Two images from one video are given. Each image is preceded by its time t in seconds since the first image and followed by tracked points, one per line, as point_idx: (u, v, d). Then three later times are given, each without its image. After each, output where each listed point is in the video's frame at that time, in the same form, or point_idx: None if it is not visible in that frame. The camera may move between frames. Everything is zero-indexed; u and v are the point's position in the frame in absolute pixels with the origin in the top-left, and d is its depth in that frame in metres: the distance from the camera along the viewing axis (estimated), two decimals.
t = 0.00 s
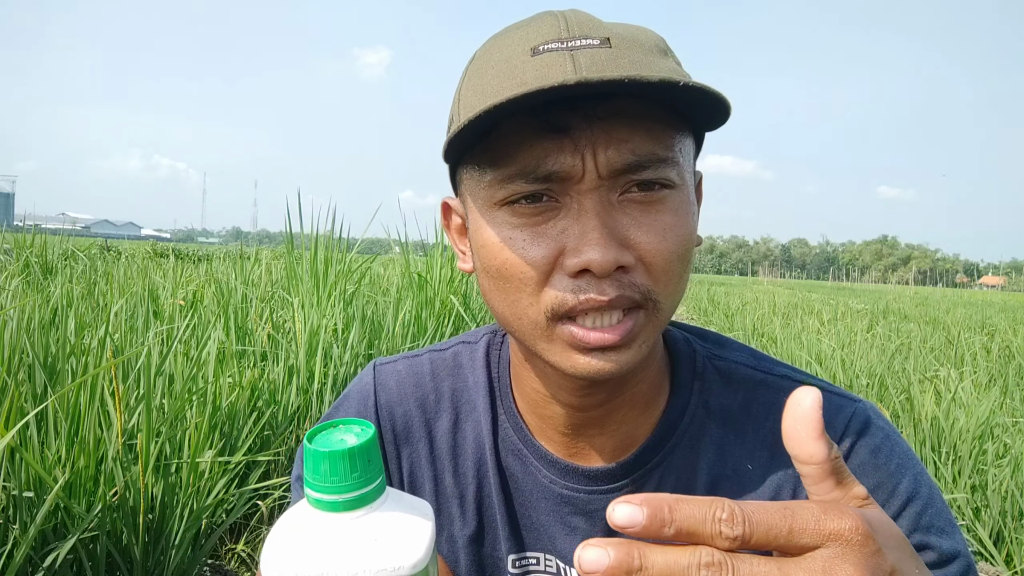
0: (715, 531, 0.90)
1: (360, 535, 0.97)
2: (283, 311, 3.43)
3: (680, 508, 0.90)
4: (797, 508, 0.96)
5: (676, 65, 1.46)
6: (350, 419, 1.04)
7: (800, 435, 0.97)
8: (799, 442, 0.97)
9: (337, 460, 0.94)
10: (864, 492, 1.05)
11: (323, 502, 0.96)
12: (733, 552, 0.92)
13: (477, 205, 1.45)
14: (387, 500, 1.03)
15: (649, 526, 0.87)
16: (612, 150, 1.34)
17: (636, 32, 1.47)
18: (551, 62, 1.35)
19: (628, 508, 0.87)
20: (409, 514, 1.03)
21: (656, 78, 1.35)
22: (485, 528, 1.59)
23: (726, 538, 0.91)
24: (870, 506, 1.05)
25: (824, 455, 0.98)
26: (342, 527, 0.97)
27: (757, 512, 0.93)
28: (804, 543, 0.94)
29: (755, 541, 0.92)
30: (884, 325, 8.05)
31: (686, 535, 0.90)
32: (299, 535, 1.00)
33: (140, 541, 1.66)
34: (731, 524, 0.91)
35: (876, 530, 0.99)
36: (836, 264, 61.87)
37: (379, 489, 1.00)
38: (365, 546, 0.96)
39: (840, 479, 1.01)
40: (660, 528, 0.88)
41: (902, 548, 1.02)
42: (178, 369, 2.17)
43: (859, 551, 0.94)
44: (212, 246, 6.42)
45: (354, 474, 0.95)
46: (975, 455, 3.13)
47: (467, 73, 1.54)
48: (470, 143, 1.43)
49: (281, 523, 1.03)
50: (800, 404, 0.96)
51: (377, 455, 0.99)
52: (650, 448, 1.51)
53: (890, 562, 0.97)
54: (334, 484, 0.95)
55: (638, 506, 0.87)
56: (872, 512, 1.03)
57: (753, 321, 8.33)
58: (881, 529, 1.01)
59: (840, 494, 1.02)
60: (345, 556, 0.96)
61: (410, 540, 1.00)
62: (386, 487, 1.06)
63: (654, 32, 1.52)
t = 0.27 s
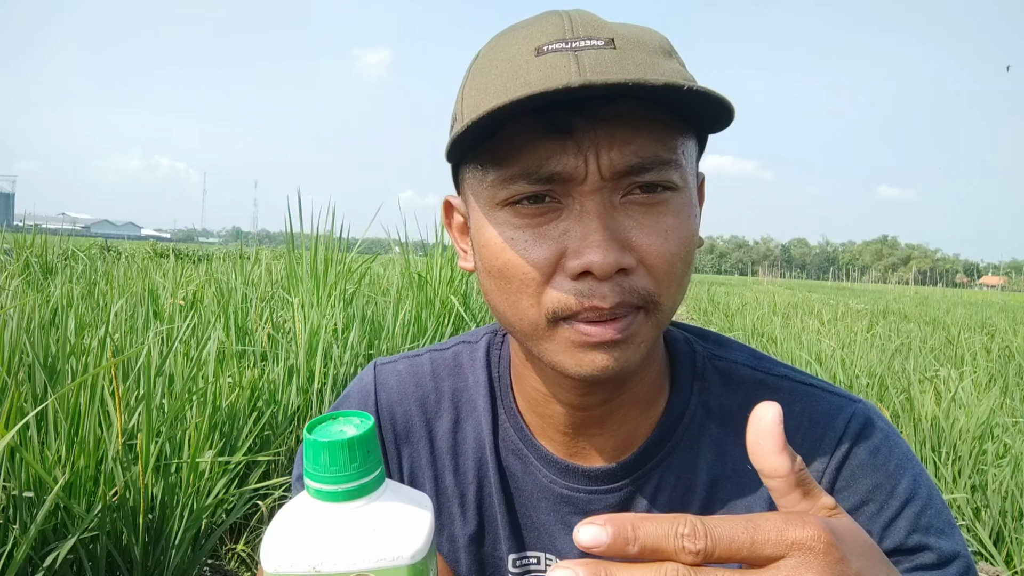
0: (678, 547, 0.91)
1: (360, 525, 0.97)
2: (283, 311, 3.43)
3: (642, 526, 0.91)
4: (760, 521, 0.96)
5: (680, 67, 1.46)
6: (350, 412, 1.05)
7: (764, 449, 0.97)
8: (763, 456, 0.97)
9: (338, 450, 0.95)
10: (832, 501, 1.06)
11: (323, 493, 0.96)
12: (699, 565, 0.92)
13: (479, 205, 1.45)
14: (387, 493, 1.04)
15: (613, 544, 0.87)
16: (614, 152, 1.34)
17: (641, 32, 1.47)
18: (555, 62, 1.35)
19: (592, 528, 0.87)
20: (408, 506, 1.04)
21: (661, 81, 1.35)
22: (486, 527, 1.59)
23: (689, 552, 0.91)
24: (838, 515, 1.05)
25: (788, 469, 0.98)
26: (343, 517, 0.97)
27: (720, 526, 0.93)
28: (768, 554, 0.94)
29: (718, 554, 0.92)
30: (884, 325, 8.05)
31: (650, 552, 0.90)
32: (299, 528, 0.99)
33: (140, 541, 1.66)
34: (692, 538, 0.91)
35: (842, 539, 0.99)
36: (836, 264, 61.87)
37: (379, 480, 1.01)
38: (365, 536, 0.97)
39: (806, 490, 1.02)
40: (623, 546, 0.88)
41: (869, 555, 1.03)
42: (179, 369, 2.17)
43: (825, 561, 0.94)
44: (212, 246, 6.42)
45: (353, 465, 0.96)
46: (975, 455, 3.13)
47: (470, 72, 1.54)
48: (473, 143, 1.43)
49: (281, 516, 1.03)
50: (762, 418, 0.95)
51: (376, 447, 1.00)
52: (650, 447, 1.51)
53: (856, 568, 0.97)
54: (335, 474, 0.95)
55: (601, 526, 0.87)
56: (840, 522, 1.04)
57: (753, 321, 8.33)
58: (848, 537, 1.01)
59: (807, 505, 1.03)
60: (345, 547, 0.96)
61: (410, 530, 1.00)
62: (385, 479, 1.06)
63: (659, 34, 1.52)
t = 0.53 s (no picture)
0: (681, 524, 0.91)
1: (358, 515, 0.98)
2: (283, 312, 3.43)
3: (646, 502, 0.91)
4: (764, 504, 0.96)
5: (689, 72, 1.46)
6: (351, 404, 1.06)
7: (768, 437, 0.98)
8: (767, 443, 0.98)
9: (337, 440, 0.96)
10: (835, 492, 1.05)
11: (322, 483, 0.97)
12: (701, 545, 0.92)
13: (485, 202, 1.44)
14: (385, 484, 1.04)
15: (617, 519, 0.88)
16: (624, 152, 1.33)
17: (650, 36, 1.47)
18: (566, 64, 1.35)
19: (595, 501, 0.88)
20: (407, 497, 1.04)
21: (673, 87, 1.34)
22: (486, 528, 1.59)
23: (691, 530, 0.91)
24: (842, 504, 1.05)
25: (792, 456, 0.99)
26: (341, 507, 0.98)
27: (724, 509, 0.93)
28: (769, 536, 0.94)
29: (720, 535, 0.92)
30: (884, 326, 8.05)
31: (652, 527, 0.91)
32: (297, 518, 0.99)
33: (140, 541, 1.66)
34: (695, 517, 0.92)
35: (843, 526, 0.99)
36: (836, 264, 61.87)
37: (378, 471, 1.02)
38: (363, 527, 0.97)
39: (810, 479, 1.02)
40: (626, 522, 0.89)
41: (872, 546, 1.02)
42: (179, 369, 2.17)
43: (826, 546, 0.95)
44: (212, 246, 6.42)
45: (353, 455, 0.97)
46: (975, 455, 3.13)
47: (480, 69, 1.53)
48: (482, 139, 1.41)
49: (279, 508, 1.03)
50: (767, 406, 0.96)
51: (376, 438, 1.01)
52: (650, 448, 1.51)
53: (857, 557, 0.97)
54: (334, 464, 0.96)
55: (607, 499, 0.88)
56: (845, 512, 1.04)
57: (753, 321, 8.33)
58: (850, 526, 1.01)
59: (811, 494, 1.02)
60: (343, 537, 0.96)
61: (408, 521, 1.00)
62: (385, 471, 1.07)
63: (669, 37, 1.52)
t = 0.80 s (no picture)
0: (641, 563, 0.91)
1: (344, 512, 0.98)
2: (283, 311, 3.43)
3: (609, 544, 0.92)
4: (715, 531, 0.96)
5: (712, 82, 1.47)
6: (336, 401, 1.07)
7: (722, 462, 0.99)
8: (725, 469, 1.00)
9: (321, 436, 0.96)
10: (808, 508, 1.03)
11: (308, 481, 0.97)
12: None
13: (505, 188, 1.43)
14: (371, 479, 1.04)
15: (580, 565, 0.89)
16: (651, 148, 1.34)
17: (678, 42, 1.48)
18: (598, 56, 1.35)
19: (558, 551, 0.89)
20: (393, 492, 1.04)
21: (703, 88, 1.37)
22: (486, 530, 1.59)
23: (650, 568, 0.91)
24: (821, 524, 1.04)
25: (751, 477, 0.99)
26: (327, 504, 0.98)
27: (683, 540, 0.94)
28: (720, 564, 0.94)
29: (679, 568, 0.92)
30: (884, 325, 8.04)
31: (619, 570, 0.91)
32: (282, 516, 0.99)
33: (139, 541, 1.66)
34: (652, 554, 0.92)
35: (800, 546, 0.97)
36: (836, 264, 61.88)
37: (363, 467, 1.02)
38: (349, 523, 0.97)
39: (775, 498, 1.01)
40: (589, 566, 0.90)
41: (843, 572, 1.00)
42: (179, 369, 2.17)
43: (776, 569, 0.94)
44: (212, 246, 6.41)
45: (337, 451, 0.97)
46: (975, 455, 3.13)
47: (505, 58, 1.52)
48: (508, 125, 1.40)
49: (265, 507, 1.03)
50: (720, 432, 0.99)
51: (360, 434, 1.01)
52: (651, 450, 1.50)
53: None
54: (319, 461, 0.97)
55: (570, 549, 0.90)
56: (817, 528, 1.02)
57: (753, 321, 8.33)
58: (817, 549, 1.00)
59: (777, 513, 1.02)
60: (328, 534, 0.96)
61: (394, 517, 1.00)
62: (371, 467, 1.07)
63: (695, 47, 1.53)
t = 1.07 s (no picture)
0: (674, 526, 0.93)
1: (352, 508, 0.98)
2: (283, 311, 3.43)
3: (641, 502, 0.94)
4: (758, 509, 0.97)
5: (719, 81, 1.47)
6: (344, 398, 1.06)
7: (772, 439, 0.98)
8: (771, 445, 0.99)
9: (331, 434, 0.96)
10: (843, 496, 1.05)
11: (317, 477, 0.97)
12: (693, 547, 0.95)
13: (508, 191, 1.43)
14: (380, 477, 1.04)
15: (612, 518, 0.90)
16: (655, 153, 1.34)
17: (685, 42, 1.48)
18: (604, 58, 1.35)
19: (592, 500, 0.90)
20: (403, 490, 1.04)
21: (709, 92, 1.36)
22: (487, 531, 1.59)
23: (684, 532, 0.93)
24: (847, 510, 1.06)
25: (797, 458, 0.99)
26: (336, 501, 0.98)
27: (719, 511, 0.95)
28: (762, 543, 0.95)
29: (712, 537, 0.94)
30: (884, 325, 8.04)
31: (647, 528, 0.93)
32: (292, 511, 0.99)
33: (139, 541, 1.66)
34: (688, 519, 0.93)
35: (842, 534, 0.98)
36: (836, 264, 61.87)
37: (372, 465, 1.02)
38: (358, 520, 0.97)
39: (815, 483, 1.02)
40: (622, 520, 0.91)
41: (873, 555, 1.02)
42: (178, 369, 2.17)
43: (819, 554, 0.94)
44: (212, 246, 6.41)
45: (347, 448, 0.97)
46: (975, 455, 3.13)
47: (509, 59, 1.52)
48: (511, 128, 1.40)
49: (273, 501, 1.02)
50: (773, 408, 0.97)
51: (369, 432, 1.01)
52: (653, 450, 1.51)
53: (850, 564, 0.97)
54: (329, 458, 0.96)
55: (603, 499, 0.91)
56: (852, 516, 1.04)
57: (754, 321, 8.33)
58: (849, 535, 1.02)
59: (816, 497, 1.03)
60: (337, 530, 0.96)
61: (403, 515, 1.00)
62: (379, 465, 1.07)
63: (702, 47, 1.53)
